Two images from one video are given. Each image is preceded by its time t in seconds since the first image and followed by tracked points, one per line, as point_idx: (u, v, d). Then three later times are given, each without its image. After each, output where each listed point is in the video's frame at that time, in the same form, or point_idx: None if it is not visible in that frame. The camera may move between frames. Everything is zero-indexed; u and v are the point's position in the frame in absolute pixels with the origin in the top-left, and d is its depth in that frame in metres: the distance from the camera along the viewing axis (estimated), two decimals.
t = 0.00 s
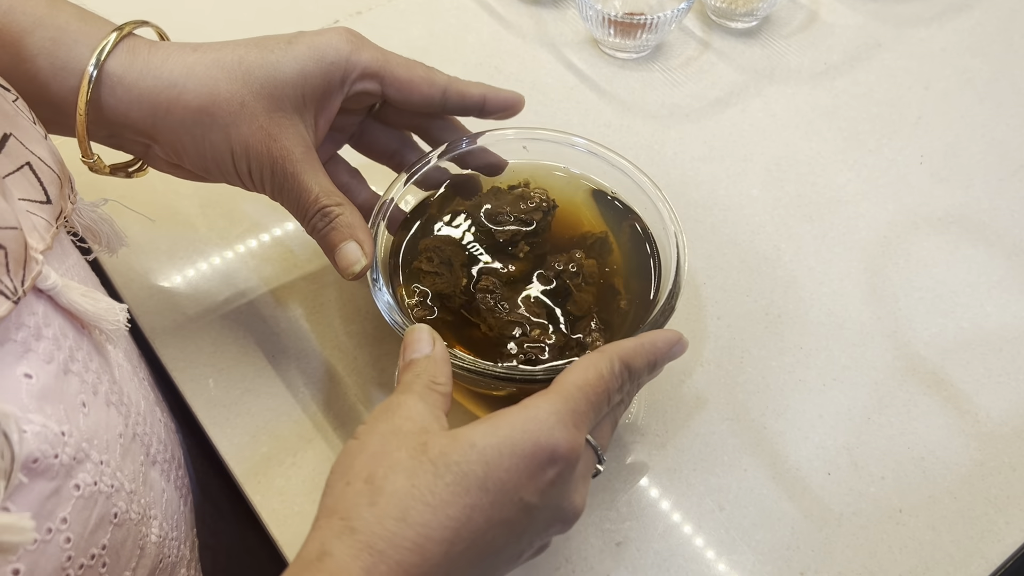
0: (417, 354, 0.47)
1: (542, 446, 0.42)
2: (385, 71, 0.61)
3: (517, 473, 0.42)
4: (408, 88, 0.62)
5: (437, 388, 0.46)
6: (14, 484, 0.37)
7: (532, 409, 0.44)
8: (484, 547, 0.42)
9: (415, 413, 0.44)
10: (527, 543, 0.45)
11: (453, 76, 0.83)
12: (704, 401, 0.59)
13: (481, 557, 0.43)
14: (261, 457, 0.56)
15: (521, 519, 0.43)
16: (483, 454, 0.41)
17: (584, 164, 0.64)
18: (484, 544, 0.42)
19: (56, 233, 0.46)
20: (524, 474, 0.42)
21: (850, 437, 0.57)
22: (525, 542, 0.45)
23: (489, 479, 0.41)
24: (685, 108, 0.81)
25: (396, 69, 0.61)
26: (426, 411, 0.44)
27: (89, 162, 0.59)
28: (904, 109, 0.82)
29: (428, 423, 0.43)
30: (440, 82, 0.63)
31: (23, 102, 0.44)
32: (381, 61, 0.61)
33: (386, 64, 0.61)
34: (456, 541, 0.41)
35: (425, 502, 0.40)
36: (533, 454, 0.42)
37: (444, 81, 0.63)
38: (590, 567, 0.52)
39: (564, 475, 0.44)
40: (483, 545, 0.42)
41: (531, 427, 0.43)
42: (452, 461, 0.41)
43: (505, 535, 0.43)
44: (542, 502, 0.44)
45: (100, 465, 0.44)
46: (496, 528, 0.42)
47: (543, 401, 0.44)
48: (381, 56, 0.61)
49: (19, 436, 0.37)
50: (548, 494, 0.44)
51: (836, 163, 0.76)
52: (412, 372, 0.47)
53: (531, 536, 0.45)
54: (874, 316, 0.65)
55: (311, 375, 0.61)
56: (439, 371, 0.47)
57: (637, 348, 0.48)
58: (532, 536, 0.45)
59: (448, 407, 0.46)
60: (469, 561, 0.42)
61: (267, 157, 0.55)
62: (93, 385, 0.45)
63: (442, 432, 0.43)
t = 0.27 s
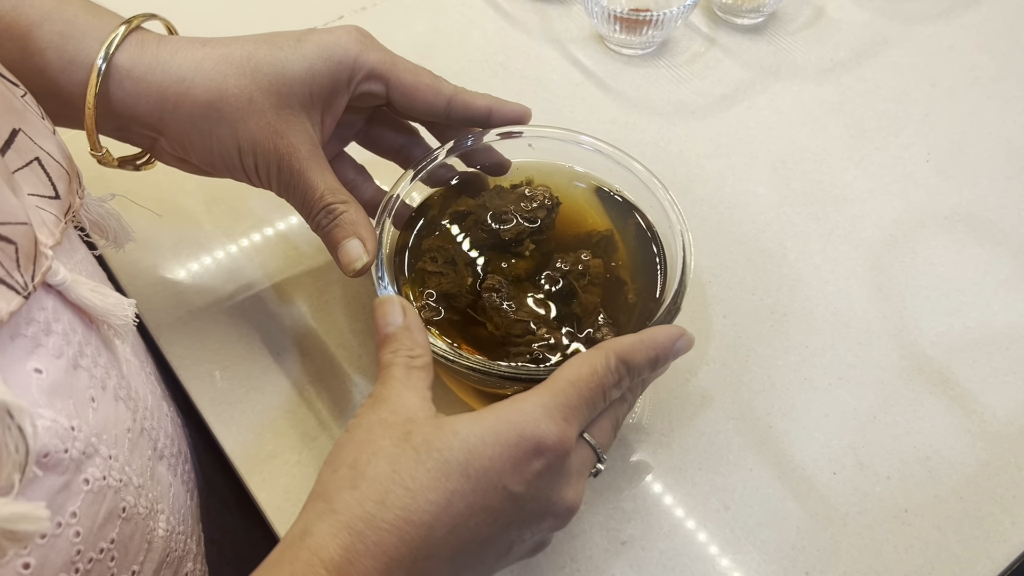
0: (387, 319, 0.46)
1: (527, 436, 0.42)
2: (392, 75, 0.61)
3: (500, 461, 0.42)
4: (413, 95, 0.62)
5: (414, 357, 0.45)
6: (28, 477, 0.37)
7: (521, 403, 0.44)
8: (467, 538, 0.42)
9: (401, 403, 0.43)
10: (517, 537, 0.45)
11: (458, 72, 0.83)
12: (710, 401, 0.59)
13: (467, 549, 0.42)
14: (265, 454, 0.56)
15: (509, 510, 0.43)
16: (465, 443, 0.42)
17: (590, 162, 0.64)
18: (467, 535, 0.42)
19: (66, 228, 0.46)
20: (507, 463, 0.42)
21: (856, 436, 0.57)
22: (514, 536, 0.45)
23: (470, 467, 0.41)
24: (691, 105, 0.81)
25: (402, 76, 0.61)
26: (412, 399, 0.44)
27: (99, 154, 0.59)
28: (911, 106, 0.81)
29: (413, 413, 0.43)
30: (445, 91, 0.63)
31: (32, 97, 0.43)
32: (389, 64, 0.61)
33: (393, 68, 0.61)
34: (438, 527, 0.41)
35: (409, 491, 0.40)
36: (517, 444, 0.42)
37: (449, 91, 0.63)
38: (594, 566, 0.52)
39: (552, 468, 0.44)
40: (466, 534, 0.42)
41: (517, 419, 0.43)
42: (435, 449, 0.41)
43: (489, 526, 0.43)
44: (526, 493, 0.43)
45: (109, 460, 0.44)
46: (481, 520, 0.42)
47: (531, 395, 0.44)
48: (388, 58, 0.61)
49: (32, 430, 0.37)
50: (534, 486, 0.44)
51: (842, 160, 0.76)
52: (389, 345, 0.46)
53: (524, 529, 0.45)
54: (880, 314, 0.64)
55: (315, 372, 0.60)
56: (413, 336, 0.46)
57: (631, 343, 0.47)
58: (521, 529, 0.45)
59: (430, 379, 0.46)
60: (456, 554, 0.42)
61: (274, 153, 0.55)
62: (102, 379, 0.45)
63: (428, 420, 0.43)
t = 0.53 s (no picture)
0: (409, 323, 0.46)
1: (539, 439, 0.42)
2: (402, 72, 0.60)
3: (513, 463, 0.42)
4: (423, 94, 0.62)
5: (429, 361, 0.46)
6: (38, 483, 0.37)
7: (534, 406, 0.43)
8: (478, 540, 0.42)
9: (417, 404, 0.44)
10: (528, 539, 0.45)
11: (466, 69, 0.83)
12: (719, 401, 0.59)
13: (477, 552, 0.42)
14: (274, 453, 0.56)
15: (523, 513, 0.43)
16: (478, 444, 0.42)
17: (600, 161, 0.64)
18: (478, 537, 0.42)
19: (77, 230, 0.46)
20: (520, 465, 0.42)
21: (865, 437, 0.57)
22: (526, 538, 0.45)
23: (485, 469, 0.41)
24: (700, 102, 0.80)
25: (412, 74, 0.61)
26: (428, 400, 0.44)
27: (110, 154, 0.59)
28: (921, 104, 0.80)
29: (428, 415, 0.43)
30: (455, 88, 0.62)
31: (44, 99, 0.44)
32: (399, 62, 0.60)
33: (403, 65, 0.60)
34: (450, 529, 0.40)
35: (420, 490, 0.40)
36: (530, 446, 0.42)
37: (459, 89, 0.62)
38: (603, 567, 0.52)
39: (565, 470, 0.44)
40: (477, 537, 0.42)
41: (530, 422, 0.43)
42: (448, 450, 0.41)
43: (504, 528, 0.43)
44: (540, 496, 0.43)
45: (119, 462, 0.44)
46: (494, 522, 0.42)
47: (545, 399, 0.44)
48: (399, 55, 0.60)
49: (44, 435, 0.37)
50: (548, 489, 0.43)
51: (852, 158, 0.76)
52: (410, 345, 0.46)
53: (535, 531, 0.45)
54: (890, 314, 0.64)
55: (324, 371, 0.60)
56: (431, 341, 0.46)
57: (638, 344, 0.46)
58: (533, 531, 0.44)
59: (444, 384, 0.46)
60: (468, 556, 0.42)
61: (285, 152, 0.55)
62: (111, 382, 0.45)
63: (442, 422, 0.43)
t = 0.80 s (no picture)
0: (527, 303, 0.42)
1: (577, 444, 0.38)
2: (406, 71, 0.60)
3: (546, 469, 0.38)
4: (426, 92, 0.61)
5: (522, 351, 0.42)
6: (43, 481, 0.37)
7: (576, 406, 0.40)
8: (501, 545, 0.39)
9: (462, 389, 0.41)
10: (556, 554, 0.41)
11: (470, 67, 0.82)
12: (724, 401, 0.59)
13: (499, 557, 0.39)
14: (279, 452, 0.56)
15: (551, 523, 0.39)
16: (508, 442, 0.38)
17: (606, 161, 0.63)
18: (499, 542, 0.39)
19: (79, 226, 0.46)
20: (554, 472, 0.38)
21: (870, 437, 0.57)
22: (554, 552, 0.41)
23: (512, 474, 0.38)
24: (706, 99, 0.80)
25: (415, 73, 0.60)
26: (479, 384, 0.41)
27: (114, 156, 0.59)
28: (928, 101, 0.80)
29: (469, 403, 0.40)
30: (459, 87, 0.62)
31: (44, 94, 0.43)
32: (403, 61, 0.60)
33: (407, 65, 0.60)
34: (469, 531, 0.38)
35: (438, 489, 0.38)
36: (566, 452, 0.38)
37: (462, 88, 0.62)
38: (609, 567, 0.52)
39: (602, 481, 0.39)
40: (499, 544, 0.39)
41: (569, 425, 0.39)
42: (475, 446, 0.38)
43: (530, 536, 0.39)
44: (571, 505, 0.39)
45: (123, 458, 0.44)
46: (519, 528, 0.39)
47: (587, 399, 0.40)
48: (402, 55, 0.60)
49: (48, 432, 0.37)
50: (581, 499, 0.39)
51: (858, 156, 0.75)
52: (506, 321, 0.43)
53: (565, 544, 0.41)
54: (896, 314, 0.64)
55: (330, 370, 0.60)
56: (531, 328, 0.42)
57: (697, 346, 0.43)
58: (562, 542, 0.40)
59: (519, 376, 0.42)
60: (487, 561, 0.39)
61: (289, 152, 0.55)
62: (116, 378, 0.45)
63: (479, 415, 0.39)
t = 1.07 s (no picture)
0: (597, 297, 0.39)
1: (592, 387, 0.34)
2: (408, 64, 0.60)
3: (559, 413, 0.34)
4: (429, 84, 0.61)
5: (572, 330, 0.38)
6: (38, 467, 0.37)
7: (612, 356, 0.36)
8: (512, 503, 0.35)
9: (499, 338, 0.37)
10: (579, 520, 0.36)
11: (474, 59, 0.82)
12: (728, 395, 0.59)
13: (509, 510, 0.35)
14: (282, 445, 0.56)
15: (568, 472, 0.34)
16: (532, 394, 0.34)
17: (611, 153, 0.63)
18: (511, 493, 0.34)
19: (76, 214, 0.45)
20: (568, 419, 0.34)
21: (875, 431, 0.56)
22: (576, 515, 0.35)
23: (525, 416, 0.34)
24: (711, 91, 0.79)
25: (417, 65, 0.60)
26: (518, 339, 0.36)
27: (115, 149, 0.58)
28: (935, 94, 0.79)
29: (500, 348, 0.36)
30: (461, 79, 0.61)
31: (41, 82, 0.43)
32: (405, 53, 0.60)
33: (409, 57, 0.60)
34: (476, 487, 0.34)
35: (446, 435, 0.34)
36: (579, 395, 0.34)
37: (465, 80, 0.62)
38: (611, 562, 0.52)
39: (626, 433, 0.34)
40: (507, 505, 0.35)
41: (608, 379, 0.35)
42: (492, 393, 0.34)
43: (548, 487, 0.34)
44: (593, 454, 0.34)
45: (124, 449, 0.44)
46: (534, 478, 0.34)
47: (625, 353, 0.36)
48: (404, 47, 0.60)
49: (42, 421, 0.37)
50: (602, 452, 0.34)
51: (864, 149, 0.75)
52: (572, 305, 0.39)
53: (588, 501, 0.35)
54: (901, 307, 0.63)
55: (333, 363, 0.60)
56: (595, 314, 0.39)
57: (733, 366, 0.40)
58: (582, 498, 0.35)
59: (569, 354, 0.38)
60: (497, 513, 0.35)
61: (290, 145, 0.54)
62: (115, 368, 0.45)
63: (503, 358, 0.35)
